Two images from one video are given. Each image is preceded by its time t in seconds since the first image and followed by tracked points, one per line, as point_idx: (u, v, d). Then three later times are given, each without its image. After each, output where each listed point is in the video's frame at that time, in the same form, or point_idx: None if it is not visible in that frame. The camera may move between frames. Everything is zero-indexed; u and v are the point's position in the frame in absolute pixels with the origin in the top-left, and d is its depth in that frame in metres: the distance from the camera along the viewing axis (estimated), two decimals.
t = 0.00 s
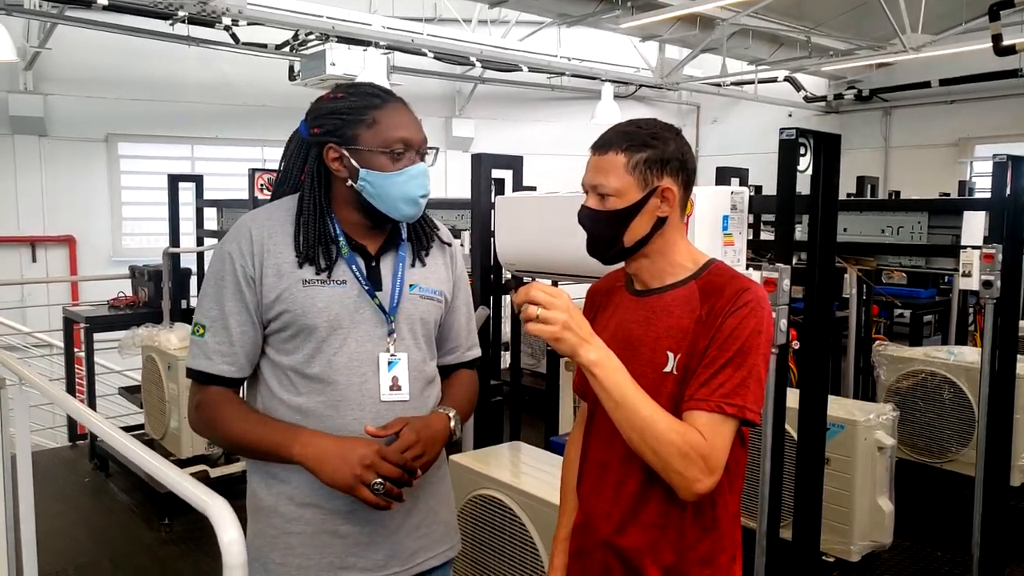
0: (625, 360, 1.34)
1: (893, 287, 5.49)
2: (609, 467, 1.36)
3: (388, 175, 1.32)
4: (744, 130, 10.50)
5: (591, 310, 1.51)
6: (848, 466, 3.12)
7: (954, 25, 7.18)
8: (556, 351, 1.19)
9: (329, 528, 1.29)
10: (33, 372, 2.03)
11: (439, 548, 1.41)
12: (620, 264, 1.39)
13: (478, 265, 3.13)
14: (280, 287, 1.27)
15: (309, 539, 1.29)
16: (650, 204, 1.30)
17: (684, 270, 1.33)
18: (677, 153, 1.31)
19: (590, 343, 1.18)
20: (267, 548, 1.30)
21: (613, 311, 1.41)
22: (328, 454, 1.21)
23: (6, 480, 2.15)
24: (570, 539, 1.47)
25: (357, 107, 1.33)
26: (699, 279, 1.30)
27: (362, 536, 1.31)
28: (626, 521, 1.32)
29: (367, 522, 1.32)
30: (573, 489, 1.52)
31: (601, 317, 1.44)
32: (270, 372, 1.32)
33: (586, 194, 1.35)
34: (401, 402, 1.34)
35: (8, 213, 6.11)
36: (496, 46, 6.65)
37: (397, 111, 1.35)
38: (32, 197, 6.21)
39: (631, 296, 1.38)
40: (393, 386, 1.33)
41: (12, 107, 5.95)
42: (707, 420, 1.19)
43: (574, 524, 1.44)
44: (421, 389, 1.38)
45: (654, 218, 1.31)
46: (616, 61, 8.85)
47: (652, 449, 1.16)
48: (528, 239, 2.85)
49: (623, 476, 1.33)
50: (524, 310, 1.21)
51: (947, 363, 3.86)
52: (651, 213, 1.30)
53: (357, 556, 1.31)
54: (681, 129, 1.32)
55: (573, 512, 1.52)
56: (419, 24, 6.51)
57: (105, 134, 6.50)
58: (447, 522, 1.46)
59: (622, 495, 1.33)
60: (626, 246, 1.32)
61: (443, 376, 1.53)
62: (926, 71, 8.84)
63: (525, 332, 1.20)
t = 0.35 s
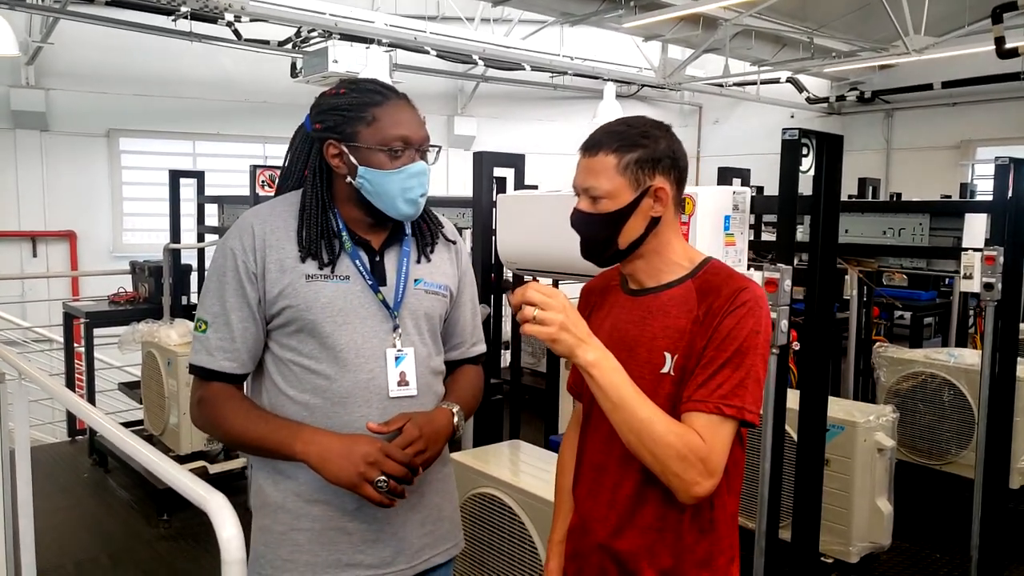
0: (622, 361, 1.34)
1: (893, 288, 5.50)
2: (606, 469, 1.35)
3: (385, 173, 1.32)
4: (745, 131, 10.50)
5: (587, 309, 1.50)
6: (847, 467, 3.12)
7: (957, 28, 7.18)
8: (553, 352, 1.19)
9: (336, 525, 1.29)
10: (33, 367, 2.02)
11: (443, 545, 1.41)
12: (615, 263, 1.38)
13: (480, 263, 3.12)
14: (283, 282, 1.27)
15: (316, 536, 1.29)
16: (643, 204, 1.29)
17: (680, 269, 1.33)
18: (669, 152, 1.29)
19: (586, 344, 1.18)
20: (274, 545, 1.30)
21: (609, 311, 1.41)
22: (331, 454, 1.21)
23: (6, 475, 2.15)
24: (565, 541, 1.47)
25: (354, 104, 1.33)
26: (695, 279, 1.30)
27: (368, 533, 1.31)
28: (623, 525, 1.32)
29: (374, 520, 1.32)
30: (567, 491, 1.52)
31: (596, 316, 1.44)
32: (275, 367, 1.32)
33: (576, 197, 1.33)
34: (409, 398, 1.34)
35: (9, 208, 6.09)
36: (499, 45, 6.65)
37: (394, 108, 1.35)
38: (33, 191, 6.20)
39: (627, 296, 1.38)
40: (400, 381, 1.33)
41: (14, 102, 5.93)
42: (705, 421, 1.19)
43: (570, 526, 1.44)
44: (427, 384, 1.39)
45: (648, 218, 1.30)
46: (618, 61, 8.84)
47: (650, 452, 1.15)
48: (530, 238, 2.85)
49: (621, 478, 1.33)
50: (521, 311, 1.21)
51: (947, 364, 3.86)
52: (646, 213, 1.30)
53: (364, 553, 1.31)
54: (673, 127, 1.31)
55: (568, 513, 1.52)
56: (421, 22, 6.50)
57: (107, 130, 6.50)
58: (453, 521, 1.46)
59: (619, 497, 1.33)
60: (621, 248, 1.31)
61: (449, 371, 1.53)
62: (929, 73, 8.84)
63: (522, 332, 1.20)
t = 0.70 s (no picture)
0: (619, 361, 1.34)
1: (894, 289, 5.51)
2: (604, 468, 1.35)
3: (373, 175, 1.31)
4: (745, 132, 10.51)
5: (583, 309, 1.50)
6: (847, 467, 3.12)
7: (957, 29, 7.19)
8: (554, 351, 1.19)
9: (339, 525, 1.29)
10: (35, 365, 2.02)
11: (445, 546, 1.41)
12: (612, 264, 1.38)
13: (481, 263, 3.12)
14: (286, 283, 1.27)
15: (319, 536, 1.29)
16: (643, 205, 1.29)
17: (676, 269, 1.33)
18: (666, 154, 1.29)
19: (586, 343, 1.18)
20: (276, 545, 1.30)
21: (606, 310, 1.41)
22: (339, 454, 1.21)
23: (6, 473, 2.15)
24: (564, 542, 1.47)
25: (354, 104, 1.33)
26: (691, 279, 1.30)
27: (371, 534, 1.31)
28: (622, 524, 1.32)
29: (376, 521, 1.32)
30: (564, 491, 1.52)
31: (593, 316, 1.44)
32: (278, 369, 1.32)
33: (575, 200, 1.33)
34: (412, 398, 1.35)
35: (10, 206, 6.09)
36: (500, 45, 6.66)
37: (392, 109, 1.34)
38: (34, 190, 6.20)
39: (624, 295, 1.38)
40: (403, 383, 1.33)
41: (15, 100, 5.93)
42: (703, 420, 1.19)
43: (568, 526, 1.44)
44: (429, 384, 1.39)
45: (646, 219, 1.30)
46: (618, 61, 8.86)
47: (649, 451, 1.16)
48: (530, 238, 2.85)
49: (619, 478, 1.33)
50: (521, 311, 1.21)
51: (948, 364, 3.86)
52: (645, 214, 1.30)
53: (367, 554, 1.31)
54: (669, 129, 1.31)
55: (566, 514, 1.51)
56: (422, 22, 6.51)
57: (108, 129, 6.50)
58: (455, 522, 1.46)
59: (619, 497, 1.33)
60: (619, 250, 1.31)
61: (451, 370, 1.53)
62: (928, 74, 8.86)
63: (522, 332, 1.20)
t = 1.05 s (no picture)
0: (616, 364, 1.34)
1: (894, 293, 5.51)
2: (608, 471, 1.35)
3: (359, 173, 1.32)
4: (745, 135, 10.52)
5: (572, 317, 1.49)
6: (847, 471, 3.12)
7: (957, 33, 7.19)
8: (557, 353, 1.18)
9: (339, 528, 1.29)
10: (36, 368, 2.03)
11: (446, 549, 1.41)
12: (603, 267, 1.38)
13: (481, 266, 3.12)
14: (287, 287, 1.27)
15: (320, 540, 1.29)
16: (639, 207, 1.29)
17: (665, 269, 1.34)
18: (656, 156, 1.31)
19: (590, 344, 1.17)
20: (277, 549, 1.30)
21: (596, 317, 1.39)
22: (347, 451, 1.21)
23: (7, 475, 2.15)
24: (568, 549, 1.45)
25: (342, 104, 1.34)
26: (682, 278, 1.31)
27: (371, 537, 1.31)
28: (631, 526, 1.31)
29: (377, 524, 1.32)
30: (563, 499, 1.51)
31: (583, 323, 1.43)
32: (278, 372, 1.32)
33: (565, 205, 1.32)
34: (412, 401, 1.35)
35: (10, 209, 6.09)
36: (500, 49, 6.66)
37: (380, 108, 1.33)
38: (34, 193, 6.20)
39: (615, 299, 1.37)
40: (401, 386, 1.33)
41: (15, 104, 5.94)
42: (706, 413, 1.19)
43: (573, 533, 1.43)
44: (428, 387, 1.39)
45: (643, 221, 1.30)
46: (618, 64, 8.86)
47: (658, 448, 1.16)
48: (530, 241, 2.85)
49: (625, 480, 1.32)
50: (524, 313, 1.19)
51: (947, 368, 3.87)
52: (640, 216, 1.30)
53: (368, 557, 1.31)
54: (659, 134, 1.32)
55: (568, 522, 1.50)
56: (422, 25, 6.51)
57: (108, 132, 6.51)
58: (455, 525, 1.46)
59: (625, 500, 1.32)
60: (620, 252, 1.31)
61: (451, 373, 1.54)
62: (928, 78, 8.87)
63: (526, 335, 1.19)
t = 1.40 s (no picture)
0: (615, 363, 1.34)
1: (895, 295, 5.50)
2: (609, 471, 1.35)
3: (360, 181, 1.32)
4: (746, 136, 10.52)
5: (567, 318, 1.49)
6: (847, 472, 3.12)
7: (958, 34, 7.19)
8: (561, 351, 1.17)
9: (334, 528, 1.29)
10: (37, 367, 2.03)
11: (441, 549, 1.42)
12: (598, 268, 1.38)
13: (481, 266, 3.12)
14: (284, 285, 1.27)
15: (315, 539, 1.29)
16: (637, 207, 1.29)
17: (661, 269, 1.34)
18: (654, 156, 1.31)
19: (594, 342, 1.16)
20: (272, 548, 1.30)
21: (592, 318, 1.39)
22: (349, 464, 1.23)
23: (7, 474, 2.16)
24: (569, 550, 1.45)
25: (345, 109, 1.33)
26: (678, 277, 1.32)
27: (366, 537, 1.31)
28: (634, 525, 1.31)
29: (372, 523, 1.32)
30: (562, 500, 1.51)
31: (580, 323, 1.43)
32: (275, 371, 1.32)
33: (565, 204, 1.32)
34: (404, 404, 1.35)
35: (11, 209, 6.10)
36: (501, 49, 6.67)
37: (382, 115, 1.33)
38: (36, 193, 6.21)
39: (611, 300, 1.36)
40: (394, 388, 1.33)
41: (17, 103, 5.96)
42: (708, 410, 1.19)
43: (574, 533, 1.43)
44: (424, 388, 1.39)
45: (640, 221, 1.30)
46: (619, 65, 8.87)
47: (663, 445, 1.16)
48: (530, 242, 2.86)
49: (627, 479, 1.32)
50: (530, 310, 1.19)
51: (948, 370, 3.87)
52: (639, 215, 1.30)
53: (362, 556, 1.31)
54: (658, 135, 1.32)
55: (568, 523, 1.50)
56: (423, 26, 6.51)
57: (110, 132, 6.51)
58: (450, 525, 1.46)
59: (626, 499, 1.32)
60: (619, 250, 1.31)
61: (449, 373, 1.54)
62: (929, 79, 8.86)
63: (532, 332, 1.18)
